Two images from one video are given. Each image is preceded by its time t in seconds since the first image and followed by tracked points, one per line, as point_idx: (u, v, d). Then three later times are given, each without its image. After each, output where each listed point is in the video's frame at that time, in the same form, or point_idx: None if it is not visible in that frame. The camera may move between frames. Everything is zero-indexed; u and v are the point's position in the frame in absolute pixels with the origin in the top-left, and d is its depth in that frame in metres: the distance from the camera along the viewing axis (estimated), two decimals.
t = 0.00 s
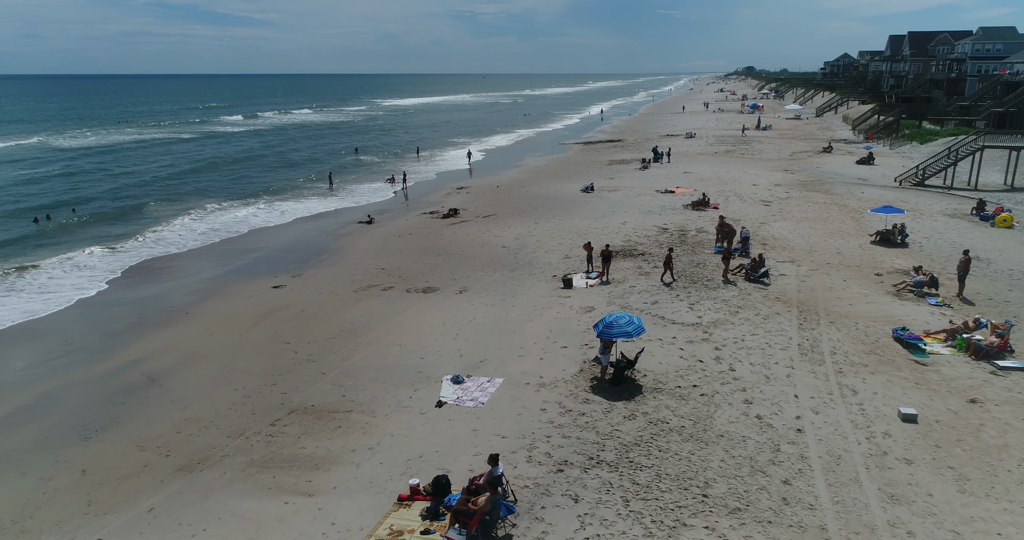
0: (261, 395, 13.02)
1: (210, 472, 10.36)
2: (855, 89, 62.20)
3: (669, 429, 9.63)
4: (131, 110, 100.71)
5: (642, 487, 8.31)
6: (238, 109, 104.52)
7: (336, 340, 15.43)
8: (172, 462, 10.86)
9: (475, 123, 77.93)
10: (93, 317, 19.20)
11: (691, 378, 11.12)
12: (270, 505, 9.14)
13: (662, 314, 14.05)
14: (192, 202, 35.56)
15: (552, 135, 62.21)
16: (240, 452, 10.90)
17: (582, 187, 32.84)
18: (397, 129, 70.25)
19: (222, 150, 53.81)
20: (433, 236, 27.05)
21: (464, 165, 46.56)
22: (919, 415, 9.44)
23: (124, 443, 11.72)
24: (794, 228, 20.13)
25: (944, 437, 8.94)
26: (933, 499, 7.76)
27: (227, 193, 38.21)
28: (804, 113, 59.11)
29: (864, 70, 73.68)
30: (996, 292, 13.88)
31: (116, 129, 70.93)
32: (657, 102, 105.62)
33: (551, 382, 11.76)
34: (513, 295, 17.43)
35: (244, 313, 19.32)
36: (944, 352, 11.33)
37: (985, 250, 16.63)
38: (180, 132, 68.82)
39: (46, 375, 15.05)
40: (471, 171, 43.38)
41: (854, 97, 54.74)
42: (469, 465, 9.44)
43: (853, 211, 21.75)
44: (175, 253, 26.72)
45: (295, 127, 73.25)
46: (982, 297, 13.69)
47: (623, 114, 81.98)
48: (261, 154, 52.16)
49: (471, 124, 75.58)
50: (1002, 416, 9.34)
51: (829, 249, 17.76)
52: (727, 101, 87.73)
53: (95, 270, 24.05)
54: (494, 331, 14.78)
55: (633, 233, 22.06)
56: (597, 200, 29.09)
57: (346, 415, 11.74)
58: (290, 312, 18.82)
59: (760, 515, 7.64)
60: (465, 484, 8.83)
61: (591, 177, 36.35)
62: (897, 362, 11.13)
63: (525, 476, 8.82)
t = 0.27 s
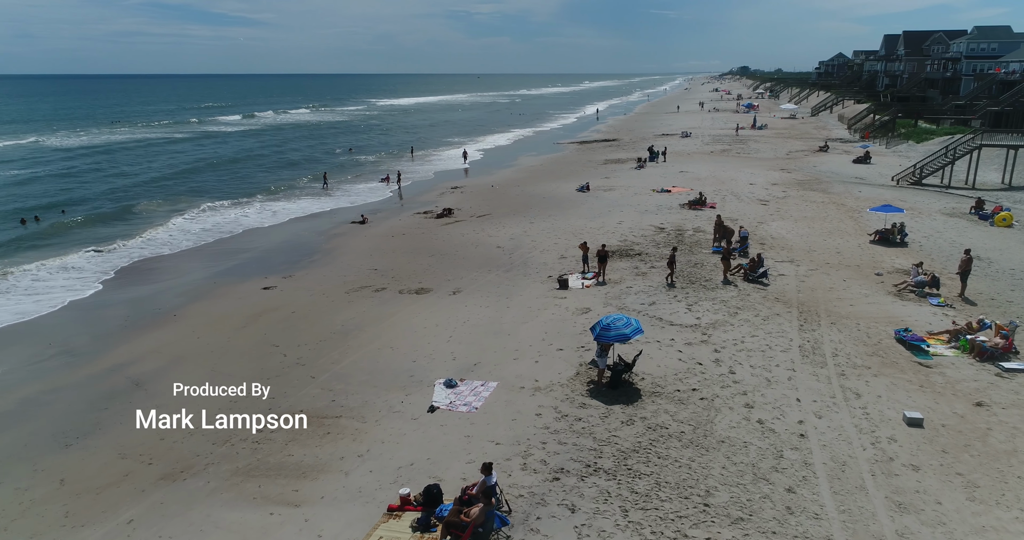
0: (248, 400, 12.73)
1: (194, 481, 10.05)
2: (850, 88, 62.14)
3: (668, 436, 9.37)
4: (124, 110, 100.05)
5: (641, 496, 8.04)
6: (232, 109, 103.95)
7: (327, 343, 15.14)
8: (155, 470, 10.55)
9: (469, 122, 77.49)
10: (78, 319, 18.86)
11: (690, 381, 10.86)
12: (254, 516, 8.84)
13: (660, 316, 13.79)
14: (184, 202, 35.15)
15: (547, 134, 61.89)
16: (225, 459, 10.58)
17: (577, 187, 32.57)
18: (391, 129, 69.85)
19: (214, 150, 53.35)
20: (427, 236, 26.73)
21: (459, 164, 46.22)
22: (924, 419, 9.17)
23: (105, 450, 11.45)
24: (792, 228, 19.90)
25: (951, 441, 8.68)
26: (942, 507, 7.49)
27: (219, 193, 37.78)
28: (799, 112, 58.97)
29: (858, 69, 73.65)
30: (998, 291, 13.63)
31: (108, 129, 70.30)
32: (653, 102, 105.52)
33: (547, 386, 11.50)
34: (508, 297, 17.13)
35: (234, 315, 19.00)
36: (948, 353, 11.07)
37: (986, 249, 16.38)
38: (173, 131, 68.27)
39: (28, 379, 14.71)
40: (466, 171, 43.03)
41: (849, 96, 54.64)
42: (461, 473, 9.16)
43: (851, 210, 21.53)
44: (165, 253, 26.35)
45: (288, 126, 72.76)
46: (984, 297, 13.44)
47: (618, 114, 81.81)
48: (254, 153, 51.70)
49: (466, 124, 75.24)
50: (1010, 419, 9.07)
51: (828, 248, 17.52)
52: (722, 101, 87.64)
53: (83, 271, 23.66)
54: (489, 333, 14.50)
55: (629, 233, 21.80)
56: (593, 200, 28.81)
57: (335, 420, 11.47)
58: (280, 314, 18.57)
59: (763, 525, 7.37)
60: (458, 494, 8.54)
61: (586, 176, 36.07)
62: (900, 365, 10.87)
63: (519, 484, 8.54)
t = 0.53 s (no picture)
0: (235, 404, 12.41)
1: (174, 492, 9.66)
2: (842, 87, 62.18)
3: (666, 442, 9.09)
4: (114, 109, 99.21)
5: (638, 506, 7.75)
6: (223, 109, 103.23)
7: (315, 346, 14.78)
8: (134, 480, 10.16)
9: (461, 122, 76.97)
10: (60, 323, 18.41)
11: (688, 385, 10.59)
12: (236, 529, 8.49)
13: (656, 317, 13.53)
14: (172, 202, 34.64)
15: (540, 134, 61.64)
16: (208, 468, 10.21)
17: (571, 186, 32.31)
18: (384, 129, 69.38)
19: (204, 150, 52.77)
20: (419, 236, 26.38)
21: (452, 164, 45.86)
22: (928, 423, 8.94)
23: (84, 458, 11.06)
24: (788, 227, 19.70)
25: (956, 446, 8.44)
26: (949, 515, 7.24)
27: (207, 193, 37.25)
28: (791, 111, 58.98)
29: (849, 69, 73.75)
30: (997, 291, 13.45)
31: (97, 129, 69.52)
32: (646, 102, 105.57)
33: (540, 389, 11.22)
34: (500, 298, 16.83)
35: (221, 317, 18.61)
36: (948, 355, 10.85)
37: (984, 248, 16.19)
38: (162, 131, 67.56)
39: (6, 385, 14.27)
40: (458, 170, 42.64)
41: (841, 96, 54.62)
42: (452, 482, 8.85)
43: (846, 209, 21.35)
44: (151, 254, 25.87)
45: (280, 126, 72.15)
46: (983, 297, 13.24)
47: (612, 113, 81.73)
48: (244, 153, 51.04)
49: (459, 124, 74.88)
50: (1015, 423, 8.84)
51: (824, 248, 17.32)
52: (715, 101, 87.67)
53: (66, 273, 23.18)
54: (481, 336, 14.21)
55: (624, 233, 21.54)
56: (586, 199, 28.53)
57: (322, 426, 11.15)
58: (268, 316, 18.24)
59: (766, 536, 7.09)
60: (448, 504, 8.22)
61: (580, 176, 35.77)
62: (901, 367, 10.64)
63: (512, 494, 8.24)
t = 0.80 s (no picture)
0: (220, 409, 12.13)
1: (154, 504, 9.27)
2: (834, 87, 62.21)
3: (664, 450, 8.81)
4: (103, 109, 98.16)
5: (637, 517, 7.46)
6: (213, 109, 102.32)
7: (303, 349, 14.58)
8: (112, 491, 9.76)
9: (454, 122, 76.54)
10: (41, 327, 17.96)
11: (686, 389, 10.35)
12: None
13: (652, 319, 13.27)
14: (159, 203, 34.09)
15: (533, 133, 61.31)
16: (190, 479, 9.83)
17: (565, 186, 32.01)
18: (376, 128, 68.85)
19: (194, 150, 52.12)
20: (411, 237, 26.01)
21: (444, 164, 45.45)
22: (933, 428, 8.69)
23: (62, 467, 10.68)
24: (784, 227, 19.48)
25: (963, 452, 8.20)
26: (959, 525, 6.98)
27: (196, 193, 36.76)
28: (784, 111, 58.95)
29: (842, 69, 73.81)
30: (998, 291, 13.23)
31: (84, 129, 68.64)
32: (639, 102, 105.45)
33: (534, 395, 10.96)
34: (493, 300, 16.56)
35: (207, 320, 18.25)
36: (951, 357, 10.61)
37: (982, 247, 15.99)
38: (151, 131, 66.76)
39: None
40: (451, 170, 42.29)
41: (834, 95, 54.59)
42: (442, 492, 8.53)
43: (842, 209, 21.17)
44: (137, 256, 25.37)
45: (270, 126, 71.46)
46: (983, 297, 13.02)
47: (605, 113, 81.57)
48: (234, 153, 50.49)
49: (452, 124, 74.42)
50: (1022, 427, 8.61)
51: (821, 248, 17.11)
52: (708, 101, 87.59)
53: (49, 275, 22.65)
54: (473, 339, 13.92)
55: (618, 233, 21.27)
56: (580, 199, 28.27)
57: (309, 434, 10.85)
58: (256, 318, 17.91)
59: None
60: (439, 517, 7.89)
61: (573, 176, 35.52)
62: (903, 369, 10.40)
63: (506, 505, 7.94)
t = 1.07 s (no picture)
0: (210, 414, 11.99)
1: (134, 516, 8.94)
2: (829, 86, 62.08)
3: (664, 458, 8.53)
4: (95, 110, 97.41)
5: (636, 530, 7.18)
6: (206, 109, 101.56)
7: (292, 356, 14.47)
8: (92, 501, 9.45)
9: (448, 121, 76.09)
10: (23, 331, 17.49)
11: (685, 394, 10.08)
12: None
13: (650, 322, 13.02)
14: (149, 203, 33.61)
15: (528, 133, 60.95)
16: (172, 488, 9.51)
17: (559, 185, 31.71)
18: (369, 128, 68.33)
19: (185, 149, 51.57)
20: (403, 237, 25.68)
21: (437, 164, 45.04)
22: (941, 433, 8.42)
23: (39, 477, 10.27)
24: (781, 226, 19.24)
25: (972, 459, 7.93)
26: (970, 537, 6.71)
27: (187, 193, 36.30)
28: (779, 110, 58.83)
29: (836, 69, 73.75)
30: (1001, 291, 12.98)
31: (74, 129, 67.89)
32: (634, 102, 105.26)
33: (529, 400, 10.70)
34: (488, 302, 16.27)
35: (194, 323, 18.06)
36: (956, 360, 10.35)
37: (982, 247, 15.74)
38: (142, 131, 66.08)
39: None
40: (445, 170, 41.93)
41: (828, 95, 54.48)
42: (434, 503, 8.25)
43: (840, 208, 20.95)
44: (124, 257, 24.93)
45: (263, 126, 70.85)
46: (986, 297, 12.76)
47: (599, 113, 81.29)
48: (226, 153, 49.98)
49: (445, 124, 73.93)
50: None
51: (819, 248, 16.86)
52: (703, 100, 87.40)
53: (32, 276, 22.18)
54: (467, 343, 13.68)
55: (614, 233, 20.99)
56: (575, 199, 27.98)
57: (296, 442, 10.65)
58: (245, 322, 17.73)
59: None
60: (430, 531, 7.60)
61: (568, 175, 35.23)
62: (907, 372, 10.13)
63: (499, 517, 7.65)
